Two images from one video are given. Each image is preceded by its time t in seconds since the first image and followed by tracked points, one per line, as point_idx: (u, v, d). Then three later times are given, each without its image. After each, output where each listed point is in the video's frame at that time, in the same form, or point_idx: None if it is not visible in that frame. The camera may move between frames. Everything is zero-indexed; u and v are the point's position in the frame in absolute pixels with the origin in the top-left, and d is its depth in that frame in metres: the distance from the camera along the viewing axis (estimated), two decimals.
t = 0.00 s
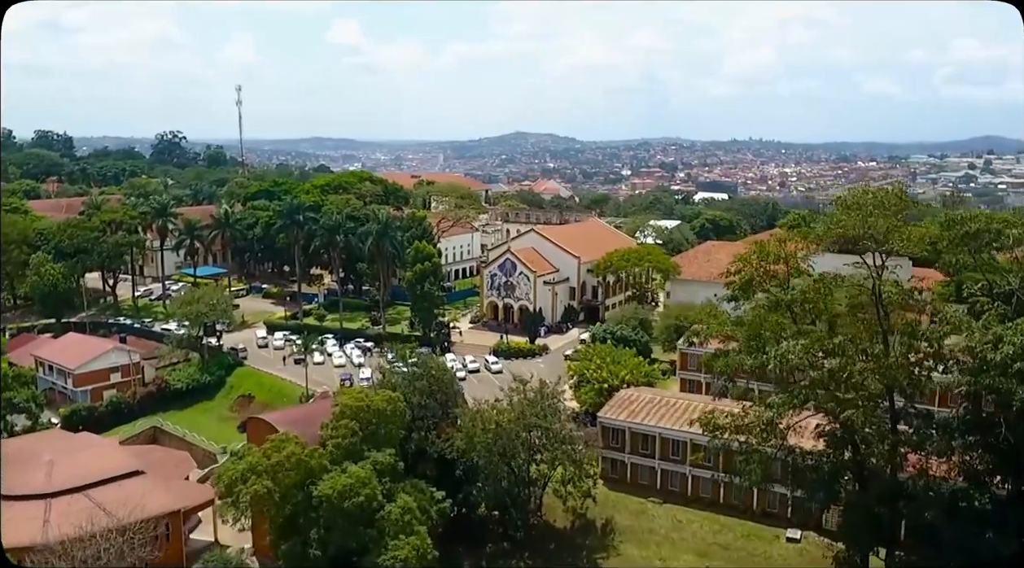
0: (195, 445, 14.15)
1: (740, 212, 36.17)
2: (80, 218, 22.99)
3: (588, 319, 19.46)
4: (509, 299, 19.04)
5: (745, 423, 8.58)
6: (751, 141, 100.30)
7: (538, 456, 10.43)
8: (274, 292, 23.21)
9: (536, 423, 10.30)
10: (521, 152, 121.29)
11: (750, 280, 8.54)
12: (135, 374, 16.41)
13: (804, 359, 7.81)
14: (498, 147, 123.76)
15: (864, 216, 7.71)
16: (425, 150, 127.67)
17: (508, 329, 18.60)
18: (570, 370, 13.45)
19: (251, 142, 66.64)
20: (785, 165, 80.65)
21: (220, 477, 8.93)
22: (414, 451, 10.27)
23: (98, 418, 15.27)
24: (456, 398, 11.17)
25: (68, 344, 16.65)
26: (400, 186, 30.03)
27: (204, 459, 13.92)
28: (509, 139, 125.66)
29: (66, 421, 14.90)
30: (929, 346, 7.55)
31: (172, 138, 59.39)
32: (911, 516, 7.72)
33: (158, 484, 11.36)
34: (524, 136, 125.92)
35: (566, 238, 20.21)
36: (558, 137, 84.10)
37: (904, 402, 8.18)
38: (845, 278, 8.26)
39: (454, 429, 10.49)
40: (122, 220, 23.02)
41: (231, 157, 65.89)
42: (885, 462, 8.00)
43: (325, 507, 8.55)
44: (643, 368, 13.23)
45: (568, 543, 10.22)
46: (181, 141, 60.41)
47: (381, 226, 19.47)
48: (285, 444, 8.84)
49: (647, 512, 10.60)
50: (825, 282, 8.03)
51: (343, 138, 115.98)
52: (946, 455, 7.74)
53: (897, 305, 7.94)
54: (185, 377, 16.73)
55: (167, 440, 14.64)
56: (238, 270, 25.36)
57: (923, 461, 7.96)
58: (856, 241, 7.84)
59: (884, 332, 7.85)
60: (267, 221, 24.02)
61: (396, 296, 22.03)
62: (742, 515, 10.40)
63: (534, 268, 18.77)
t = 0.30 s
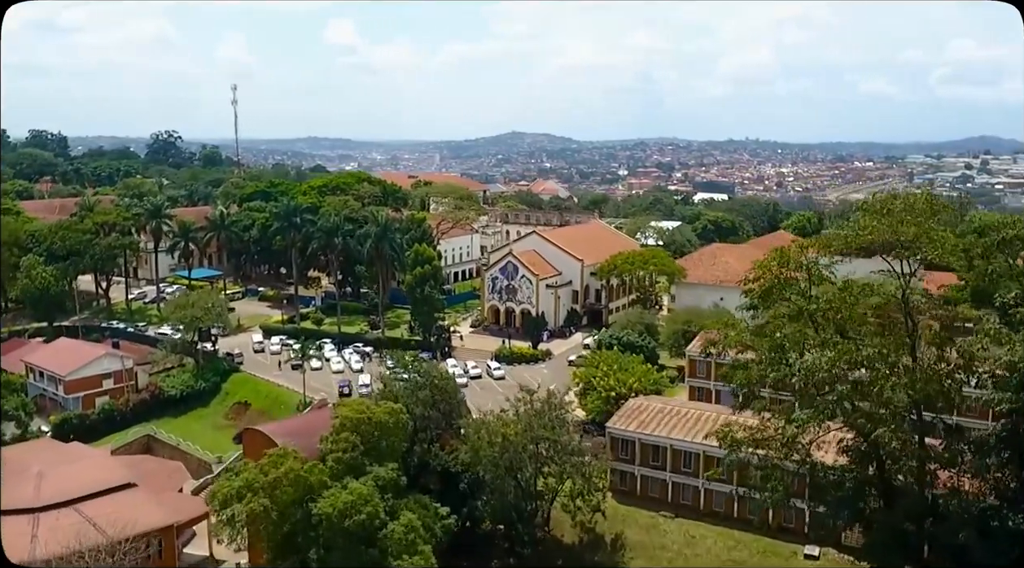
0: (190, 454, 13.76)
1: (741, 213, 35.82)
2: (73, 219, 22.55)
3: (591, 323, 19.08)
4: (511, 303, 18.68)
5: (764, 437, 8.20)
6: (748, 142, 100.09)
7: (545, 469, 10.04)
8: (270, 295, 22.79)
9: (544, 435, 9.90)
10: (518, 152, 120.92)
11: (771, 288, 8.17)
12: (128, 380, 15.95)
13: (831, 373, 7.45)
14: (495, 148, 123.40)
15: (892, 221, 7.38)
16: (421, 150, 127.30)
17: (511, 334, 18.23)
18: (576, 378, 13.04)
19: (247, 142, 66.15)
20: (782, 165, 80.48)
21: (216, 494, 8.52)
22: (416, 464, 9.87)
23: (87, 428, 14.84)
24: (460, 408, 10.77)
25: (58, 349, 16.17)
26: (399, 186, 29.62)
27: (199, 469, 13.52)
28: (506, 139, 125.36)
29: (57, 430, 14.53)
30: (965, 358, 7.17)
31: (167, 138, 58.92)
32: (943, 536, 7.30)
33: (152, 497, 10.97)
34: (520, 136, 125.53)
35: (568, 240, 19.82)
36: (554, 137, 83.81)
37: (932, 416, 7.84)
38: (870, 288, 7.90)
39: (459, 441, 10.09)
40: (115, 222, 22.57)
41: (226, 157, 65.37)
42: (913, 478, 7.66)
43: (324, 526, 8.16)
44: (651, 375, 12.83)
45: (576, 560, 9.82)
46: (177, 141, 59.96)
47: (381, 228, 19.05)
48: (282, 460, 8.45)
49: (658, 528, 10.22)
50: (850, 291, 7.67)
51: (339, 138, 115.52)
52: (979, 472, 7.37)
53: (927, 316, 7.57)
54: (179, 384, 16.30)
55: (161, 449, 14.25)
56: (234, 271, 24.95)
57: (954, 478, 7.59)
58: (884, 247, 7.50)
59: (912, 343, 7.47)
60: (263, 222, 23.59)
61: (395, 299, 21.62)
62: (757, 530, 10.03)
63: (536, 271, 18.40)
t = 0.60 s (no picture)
0: (186, 463, 13.42)
1: (743, 213, 35.58)
2: (68, 220, 22.18)
3: (595, 327, 18.75)
4: (513, 306, 18.35)
5: (785, 450, 7.85)
6: (746, 142, 99.91)
7: (554, 481, 9.70)
8: (268, 298, 22.45)
9: (553, 446, 9.57)
10: (516, 152, 120.61)
11: (792, 296, 7.83)
12: (123, 385, 15.64)
13: (859, 385, 7.07)
14: (493, 148, 123.09)
15: (926, 228, 7.12)
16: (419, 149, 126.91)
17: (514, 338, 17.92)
18: (583, 385, 12.72)
19: (244, 142, 65.84)
20: (780, 165, 80.34)
21: (213, 510, 8.19)
22: (421, 477, 9.53)
23: (81, 435, 14.54)
24: (465, 417, 10.43)
25: (52, 353, 15.77)
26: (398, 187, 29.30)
27: (196, 478, 13.18)
28: (503, 139, 125.03)
29: (51, 438, 14.21)
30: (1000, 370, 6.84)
31: (164, 138, 58.49)
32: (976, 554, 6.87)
33: (147, 509, 10.63)
34: (518, 136, 125.20)
35: (572, 242, 19.50)
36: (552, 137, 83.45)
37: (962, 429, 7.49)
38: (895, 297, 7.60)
39: (465, 453, 9.76)
40: (111, 223, 22.21)
41: (224, 156, 65.02)
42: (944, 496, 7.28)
43: (327, 544, 7.83)
44: (661, 382, 12.51)
45: None
46: (174, 141, 59.54)
47: (381, 230, 18.71)
48: (283, 475, 8.14)
49: (671, 541, 9.90)
50: (877, 299, 7.36)
51: (337, 138, 115.09)
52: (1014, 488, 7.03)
53: (958, 325, 7.24)
54: (175, 389, 15.95)
55: (158, 457, 13.93)
56: (232, 273, 24.59)
57: (986, 495, 7.26)
58: (916, 255, 7.23)
59: (942, 354, 7.11)
60: (261, 224, 23.23)
61: (395, 301, 21.28)
62: (774, 544, 9.70)
63: (540, 274, 18.08)
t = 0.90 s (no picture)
0: (184, 472, 13.09)
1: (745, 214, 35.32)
2: (63, 222, 21.82)
3: (600, 331, 18.45)
4: (517, 309, 18.04)
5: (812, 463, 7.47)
6: (744, 142, 99.80)
7: (565, 493, 9.38)
8: (267, 301, 22.11)
9: (565, 458, 9.23)
10: (514, 152, 120.36)
11: (821, 302, 7.48)
12: (119, 390, 15.20)
13: (892, 399, 6.75)
14: (491, 148, 122.80)
15: (962, 234, 6.86)
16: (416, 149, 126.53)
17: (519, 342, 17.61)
18: (592, 391, 12.40)
19: (241, 141, 65.38)
20: (778, 165, 80.21)
21: (213, 527, 7.85)
22: (427, 489, 9.20)
23: (76, 443, 14.21)
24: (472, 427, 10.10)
25: (47, 358, 15.39)
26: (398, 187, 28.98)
27: (194, 488, 12.85)
28: (501, 139, 124.76)
29: (45, 445, 13.87)
30: None
31: (161, 137, 58.08)
32: None
33: (142, 521, 10.30)
34: (516, 136, 124.91)
35: (576, 244, 19.19)
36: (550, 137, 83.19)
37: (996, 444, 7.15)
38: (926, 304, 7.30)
39: (473, 464, 9.44)
40: (107, 224, 21.84)
41: (221, 156, 64.61)
42: (976, 513, 6.80)
43: (331, 562, 7.50)
44: (671, 390, 12.20)
45: None
46: (171, 141, 59.14)
47: (383, 233, 18.37)
48: (286, 490, 7.82)
49: (685, 555, 9.56)
50: (910, 307, 7.05)
51: (334, 139, 114.68)
52: None
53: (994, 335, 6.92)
54: (172, 395, 15.62)
55: (154, 465, 13.61)
56: (229, 275, 24.25)
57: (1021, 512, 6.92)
58: (951, 262, 6.96)
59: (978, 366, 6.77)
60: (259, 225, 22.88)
61: (396, 304, 20.95)
62: (792, 559, 9.38)
63: (544, 276, 17.77)
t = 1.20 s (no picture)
0: (181, 481, 12.75)
1: (745, 215, 35.05)
2: (57, 223, 21.43)
3: (604, 335, 18.14)
4: (520, 313, 17.73)
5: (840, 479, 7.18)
6: (740, 142, 99.68)
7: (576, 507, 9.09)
8: (265, 303, 21.75)
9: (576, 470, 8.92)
10: (510, 152, 120.07)
11: (845, 311, 7.18)
12: (113, 397, 14.83)
13: (925, 414, 6.43)
14: (487, 148, 122.48)
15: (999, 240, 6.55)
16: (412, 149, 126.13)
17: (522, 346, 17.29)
18: (599, 399, 12.08)
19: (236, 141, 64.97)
20: (773, 165, 80.10)
21: (212, 545, 7.51)
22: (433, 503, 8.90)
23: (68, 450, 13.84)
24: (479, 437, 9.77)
25: (39, 364, 15.05)
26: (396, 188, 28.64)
27: (191, 497, 12.50)
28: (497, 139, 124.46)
29: (37, 454, 13.50)
30: None
31: (155, 137, 57.60)
32: None
33: (138, 534, 9.95)
34: (512, 136, 124.62)
35: (579, 246, 18.88)
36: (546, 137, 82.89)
37: None
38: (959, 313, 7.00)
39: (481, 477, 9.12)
40: (101, 226, 21.46)
41: (216, 156, 64.12)
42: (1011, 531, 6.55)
43: None
44: (681, 397, 11.88)
45: None
46: (165, 141, 58.69)
47: (383, 235, 18.02)
48: (286, 506, 7.50)
49: None
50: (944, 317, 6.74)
51: (330, 139, 114.22)
52: None
53: None
54: (168, 402, 15.28)
55: (150, 474, 13.27)
56: (226, 278, 23.90)
57: None
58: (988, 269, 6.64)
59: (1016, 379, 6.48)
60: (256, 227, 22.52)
61: (396, 307, 20.62)
62: None
63: (547, 279, 17.46)
